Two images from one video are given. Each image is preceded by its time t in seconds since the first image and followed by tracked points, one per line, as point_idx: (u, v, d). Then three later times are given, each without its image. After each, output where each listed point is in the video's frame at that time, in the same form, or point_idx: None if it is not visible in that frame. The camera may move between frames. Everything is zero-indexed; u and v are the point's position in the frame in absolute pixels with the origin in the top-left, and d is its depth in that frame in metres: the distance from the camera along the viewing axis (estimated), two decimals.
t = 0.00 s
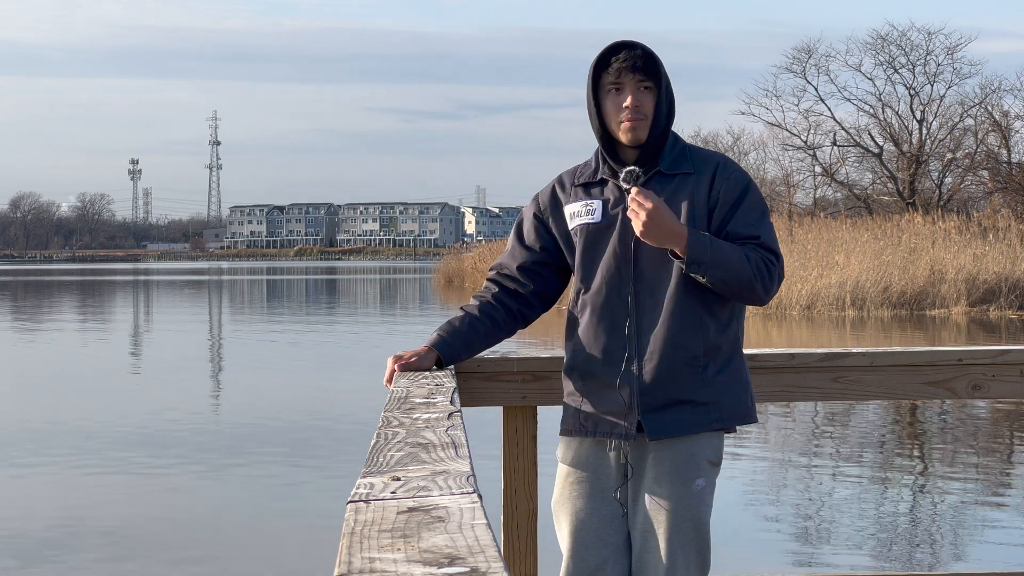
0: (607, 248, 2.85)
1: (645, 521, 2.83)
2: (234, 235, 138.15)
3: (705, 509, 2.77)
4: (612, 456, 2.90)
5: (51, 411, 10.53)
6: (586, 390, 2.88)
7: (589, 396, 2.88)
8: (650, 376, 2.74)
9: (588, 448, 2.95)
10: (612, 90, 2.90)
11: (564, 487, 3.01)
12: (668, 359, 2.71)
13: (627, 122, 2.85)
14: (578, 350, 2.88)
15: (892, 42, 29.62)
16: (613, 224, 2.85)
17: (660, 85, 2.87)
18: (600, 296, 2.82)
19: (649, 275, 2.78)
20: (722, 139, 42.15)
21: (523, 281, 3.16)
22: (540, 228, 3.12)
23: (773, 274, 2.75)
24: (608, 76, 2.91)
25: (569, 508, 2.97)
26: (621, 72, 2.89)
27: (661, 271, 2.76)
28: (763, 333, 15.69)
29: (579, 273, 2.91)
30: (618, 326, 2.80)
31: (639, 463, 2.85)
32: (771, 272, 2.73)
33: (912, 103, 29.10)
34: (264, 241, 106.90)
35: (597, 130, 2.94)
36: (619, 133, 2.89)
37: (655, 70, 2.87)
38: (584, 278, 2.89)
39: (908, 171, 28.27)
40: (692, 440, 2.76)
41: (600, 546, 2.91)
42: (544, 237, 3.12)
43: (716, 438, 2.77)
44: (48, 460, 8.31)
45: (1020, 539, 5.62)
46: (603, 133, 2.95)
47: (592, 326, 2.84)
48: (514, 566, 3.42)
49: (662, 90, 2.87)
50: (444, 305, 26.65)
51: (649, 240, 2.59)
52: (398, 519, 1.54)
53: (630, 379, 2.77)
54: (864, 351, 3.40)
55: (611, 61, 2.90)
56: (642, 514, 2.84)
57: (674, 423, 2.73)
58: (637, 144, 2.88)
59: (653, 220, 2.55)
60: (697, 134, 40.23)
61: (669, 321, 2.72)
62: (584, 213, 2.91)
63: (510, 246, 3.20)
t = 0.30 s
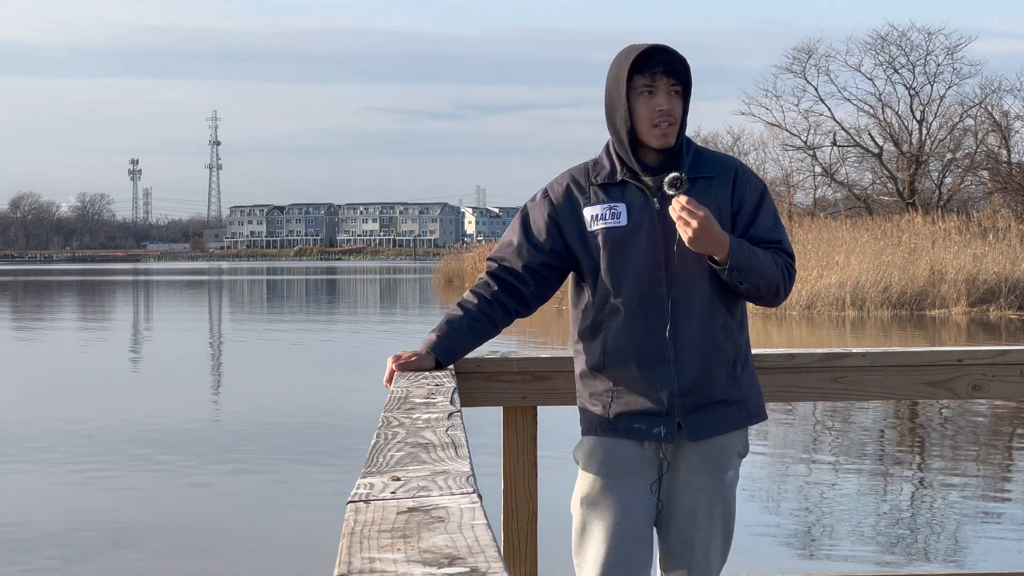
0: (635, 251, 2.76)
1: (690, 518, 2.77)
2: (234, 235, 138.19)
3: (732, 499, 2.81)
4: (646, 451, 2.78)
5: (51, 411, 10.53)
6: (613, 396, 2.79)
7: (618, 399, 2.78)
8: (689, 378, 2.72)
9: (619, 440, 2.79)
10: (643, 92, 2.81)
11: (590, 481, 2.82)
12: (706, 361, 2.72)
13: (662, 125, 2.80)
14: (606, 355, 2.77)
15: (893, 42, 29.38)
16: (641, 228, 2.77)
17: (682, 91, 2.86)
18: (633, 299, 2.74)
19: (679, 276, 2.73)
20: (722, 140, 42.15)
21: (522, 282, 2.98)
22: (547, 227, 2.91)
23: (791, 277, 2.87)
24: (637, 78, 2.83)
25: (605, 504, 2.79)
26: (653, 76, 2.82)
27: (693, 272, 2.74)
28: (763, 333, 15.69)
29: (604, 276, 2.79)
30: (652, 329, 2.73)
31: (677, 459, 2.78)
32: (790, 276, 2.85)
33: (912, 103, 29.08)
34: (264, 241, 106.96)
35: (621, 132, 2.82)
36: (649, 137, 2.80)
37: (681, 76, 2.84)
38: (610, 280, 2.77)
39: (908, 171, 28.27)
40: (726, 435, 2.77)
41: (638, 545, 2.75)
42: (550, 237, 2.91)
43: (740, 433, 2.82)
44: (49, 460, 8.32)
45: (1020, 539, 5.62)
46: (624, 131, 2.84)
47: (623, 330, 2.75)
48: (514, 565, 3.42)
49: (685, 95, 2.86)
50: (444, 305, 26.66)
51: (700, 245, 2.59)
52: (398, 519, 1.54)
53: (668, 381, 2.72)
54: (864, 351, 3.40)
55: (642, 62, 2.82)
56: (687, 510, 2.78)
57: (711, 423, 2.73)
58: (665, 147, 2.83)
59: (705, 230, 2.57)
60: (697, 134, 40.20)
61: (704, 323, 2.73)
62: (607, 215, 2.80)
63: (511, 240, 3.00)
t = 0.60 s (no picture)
0: (659, 254, 2.71)
1: (723, 511, 2.75)
2: (234, 235, 138.09)
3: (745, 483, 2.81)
4: (680, 449, 2.71)
5: (51, 411, 10.54)
6: (640, 396, 2.69)
7: (647, 400, 2.69)
8: (716, 376, 2.71)
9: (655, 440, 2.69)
10: (676, 96, 2.73)
11: (633, 484, 2.67)
12: (729, 360, 2.73)
13: (691, 133, 2.73)
14: (633, 356, 2.70)
15: (894, 42, 29.14)
16: (663, 231, 2.72)
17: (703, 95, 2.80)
18: (661, 300, 2.69)
19: (702, 276, 2.73)
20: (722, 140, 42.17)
21: (522, 283, 2.87)
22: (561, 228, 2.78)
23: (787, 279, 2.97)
24: (669, 80, 2.74)
25: (660, 502, 2.64)
26: (685, 80, 2.75)
27: (715, 273, 2.75)
28: (763, 333, 15.69)
29: (627, 277, 2.72)
30: (680, 328, 2.69)
31: (705, 457, 2.75)
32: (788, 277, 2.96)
33: (912, 103, 29.05)
34: (264, 242, 106.92)
35: (648, 134, 2.73)
36: (678, 142, 2.73)
37: (705, 81, 2.79)
38: (637, 281, 2.70)
39: (908, 171, 28.27)
40: (746, 432, 2.79)
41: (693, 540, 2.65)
42: (564, 238, 2.78)
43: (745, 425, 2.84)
44: (48, 459, 8.32)
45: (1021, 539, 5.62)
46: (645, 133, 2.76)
47: (650, 331, 2.69)
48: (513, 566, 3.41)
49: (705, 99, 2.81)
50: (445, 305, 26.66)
51: (741, 244, 2.65)
52: (398, 519, 1.54)
53: (698, 381, 2.69)
54: (864, 351, 3.40)
55: (675, 65, 2.74)
56: (720, 503, 2.74)
57: (734, 417, 2.74)
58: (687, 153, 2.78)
59: (748, 235, 2.63)
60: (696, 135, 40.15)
61: (725, 323, 2.75)
62: (627, 217, 2.74)
63: (517, 238, 2.86)
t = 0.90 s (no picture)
0: (672, 251, 2.71)
1: (734, 507, 2.77)
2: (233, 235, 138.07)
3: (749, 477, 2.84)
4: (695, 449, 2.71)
5: (51, 411, 10.54)
6: (653, 393, 2.67)
7: (662, 396, 2.67)
8: (726, 373, 2.73)
9: (675, 440, 2.68)
10: (691, 95, 2.74)
11: (657, 488, 2.65)
12: (736, 358, 2.76)
13: (704, 130, 2.73)
14: (647, 351, 2.68)
15: (893, 42, 29.13)
16: (674, 228, 2.72)
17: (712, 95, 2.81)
18: (675, 295, 2.68)
19: (712, 273, 2.75)
20: (722, 139, 42.08)
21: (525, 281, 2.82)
22: (573, 222, 2.74)
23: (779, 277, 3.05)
24: (683, 78, 2.74)
25: (686, 505, 2.63)
26: (698, 79, 2.76)
27: (723, 271, 2.77)
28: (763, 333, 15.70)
29: (640, 273, 2.70)
30: (693, 325, 2.69)
31: (715, 456, 2.76)
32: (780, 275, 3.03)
33: (912, 103, 29.02)
34: (264, 242, 106.90)
35: (661, 130, 2.72)
36: (691, 140, 2.72)
37: (714, 81, 2.80)
38: (650, 277, 2.69)
39: (908, 171, 28.26)
40: (751, 430, 2.82)
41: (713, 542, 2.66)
42: (576, 233, 2.74)
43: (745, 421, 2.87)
44: (49, 460, 8.32)
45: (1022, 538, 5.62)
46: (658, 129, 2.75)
47: (663, 328, 2.68)
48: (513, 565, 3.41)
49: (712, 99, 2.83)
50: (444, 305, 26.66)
51: (757, 240, 2.72)
52: (398, 520, 1.54)
53: (710, 377, 2.69)
54: (864, 351, 3.40)
55: (691, 64, 2.75)
56: (732, 500, 2.76)
57: (743, 414, 2.76)
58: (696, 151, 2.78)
59: (763, 233, 2.71)
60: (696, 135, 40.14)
61: (732, 322, 2.77)
62: (638, 214, 2.73)
63: (526, 234, 2.81)
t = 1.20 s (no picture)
0: (669, 250, 2.71)
1: (730, 510, 2.76)
2: (233, 235, 138.09)
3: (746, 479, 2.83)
4: (691, 450, 2.71)
5: (52, 411, 10.55)
6: (649, 392, 2.67)
7: (657, 396, 2.67)
8: (723, 373, 2.73)
9: (670, 441, 2.68)
10: (688, 94, 2.73)
11: (652, 490, 2.65)
12: (732, 359, 2.76)
13: (701, 132, 2.73)
14: (642, 351, 2.68)
15: (893, 41, 29.17)
16: (671, 226, 2.72)
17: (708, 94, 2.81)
18: (671, 294, 2.68)
19: (709, 272, 2.75)
20: (722, 139, 42.11)
21: (523, 280, 2.83)
22: (569, 222, 2.74)
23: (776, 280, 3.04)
24: (680, 78, 2.74)
25: (680, 509, 2.63)
26: (695, 79, 2.76)
27: (720, 270, 2.77)
28: (763, 333, 15.70)
29: (637, 272, 2.70)
30: (689, 324, 2.69)
31: (712, 457, 2.76)
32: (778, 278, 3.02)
33: (912, 103, 29.02)
34: (263, 242, 106.92)
35: (658, 130, 2.72)
36: (688, 140, 2.72)
37: (710, 80, 2.80)
38: (646, 279, 2.69)
39: (908, 171, 28.26)
40: (748, 431, 2.81)
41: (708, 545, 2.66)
42: (573, 231, 2.74)
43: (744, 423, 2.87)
44: (49, 460, 8.33)
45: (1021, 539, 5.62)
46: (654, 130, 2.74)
47: (659, 328, 2.68)
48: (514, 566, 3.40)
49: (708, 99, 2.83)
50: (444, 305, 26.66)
51: (754, 239, 2.73)
52: (399, 519, 1.54)
53: (706, 378, 2.69)
54: (864, 351, 3.40)
55: (687, 64, 2.74)
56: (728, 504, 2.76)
57: (740, 416, 2.76)
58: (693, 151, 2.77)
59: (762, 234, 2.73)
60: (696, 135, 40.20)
61: (728, 323, 2.77)
62: (635, 212, 2.73)
63: (523, 233, 2.81)
